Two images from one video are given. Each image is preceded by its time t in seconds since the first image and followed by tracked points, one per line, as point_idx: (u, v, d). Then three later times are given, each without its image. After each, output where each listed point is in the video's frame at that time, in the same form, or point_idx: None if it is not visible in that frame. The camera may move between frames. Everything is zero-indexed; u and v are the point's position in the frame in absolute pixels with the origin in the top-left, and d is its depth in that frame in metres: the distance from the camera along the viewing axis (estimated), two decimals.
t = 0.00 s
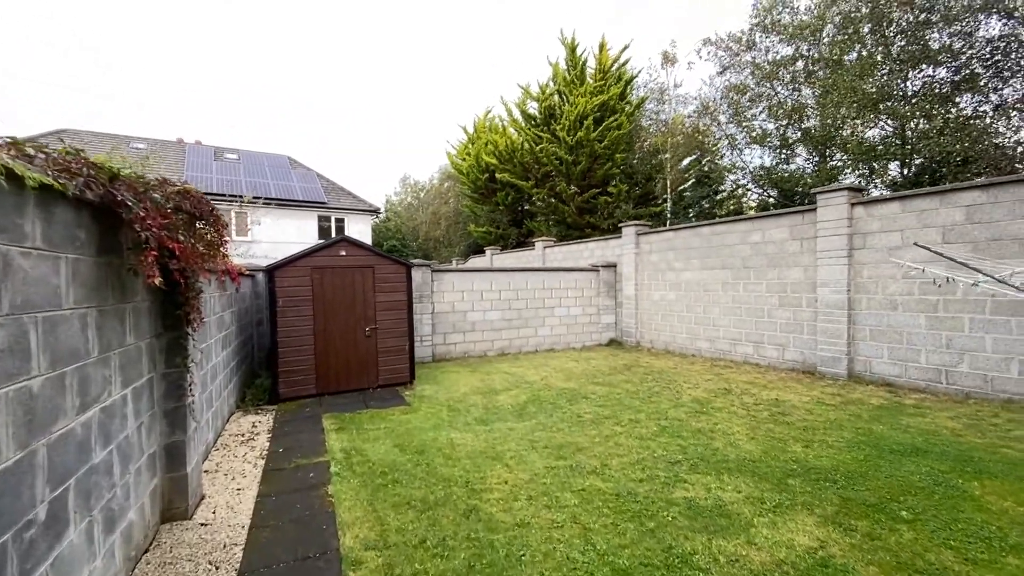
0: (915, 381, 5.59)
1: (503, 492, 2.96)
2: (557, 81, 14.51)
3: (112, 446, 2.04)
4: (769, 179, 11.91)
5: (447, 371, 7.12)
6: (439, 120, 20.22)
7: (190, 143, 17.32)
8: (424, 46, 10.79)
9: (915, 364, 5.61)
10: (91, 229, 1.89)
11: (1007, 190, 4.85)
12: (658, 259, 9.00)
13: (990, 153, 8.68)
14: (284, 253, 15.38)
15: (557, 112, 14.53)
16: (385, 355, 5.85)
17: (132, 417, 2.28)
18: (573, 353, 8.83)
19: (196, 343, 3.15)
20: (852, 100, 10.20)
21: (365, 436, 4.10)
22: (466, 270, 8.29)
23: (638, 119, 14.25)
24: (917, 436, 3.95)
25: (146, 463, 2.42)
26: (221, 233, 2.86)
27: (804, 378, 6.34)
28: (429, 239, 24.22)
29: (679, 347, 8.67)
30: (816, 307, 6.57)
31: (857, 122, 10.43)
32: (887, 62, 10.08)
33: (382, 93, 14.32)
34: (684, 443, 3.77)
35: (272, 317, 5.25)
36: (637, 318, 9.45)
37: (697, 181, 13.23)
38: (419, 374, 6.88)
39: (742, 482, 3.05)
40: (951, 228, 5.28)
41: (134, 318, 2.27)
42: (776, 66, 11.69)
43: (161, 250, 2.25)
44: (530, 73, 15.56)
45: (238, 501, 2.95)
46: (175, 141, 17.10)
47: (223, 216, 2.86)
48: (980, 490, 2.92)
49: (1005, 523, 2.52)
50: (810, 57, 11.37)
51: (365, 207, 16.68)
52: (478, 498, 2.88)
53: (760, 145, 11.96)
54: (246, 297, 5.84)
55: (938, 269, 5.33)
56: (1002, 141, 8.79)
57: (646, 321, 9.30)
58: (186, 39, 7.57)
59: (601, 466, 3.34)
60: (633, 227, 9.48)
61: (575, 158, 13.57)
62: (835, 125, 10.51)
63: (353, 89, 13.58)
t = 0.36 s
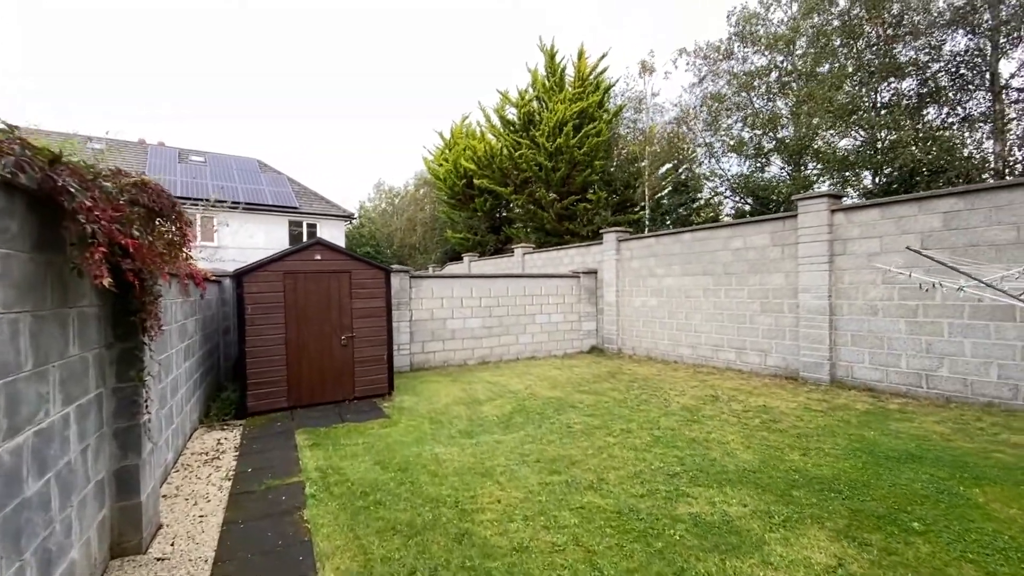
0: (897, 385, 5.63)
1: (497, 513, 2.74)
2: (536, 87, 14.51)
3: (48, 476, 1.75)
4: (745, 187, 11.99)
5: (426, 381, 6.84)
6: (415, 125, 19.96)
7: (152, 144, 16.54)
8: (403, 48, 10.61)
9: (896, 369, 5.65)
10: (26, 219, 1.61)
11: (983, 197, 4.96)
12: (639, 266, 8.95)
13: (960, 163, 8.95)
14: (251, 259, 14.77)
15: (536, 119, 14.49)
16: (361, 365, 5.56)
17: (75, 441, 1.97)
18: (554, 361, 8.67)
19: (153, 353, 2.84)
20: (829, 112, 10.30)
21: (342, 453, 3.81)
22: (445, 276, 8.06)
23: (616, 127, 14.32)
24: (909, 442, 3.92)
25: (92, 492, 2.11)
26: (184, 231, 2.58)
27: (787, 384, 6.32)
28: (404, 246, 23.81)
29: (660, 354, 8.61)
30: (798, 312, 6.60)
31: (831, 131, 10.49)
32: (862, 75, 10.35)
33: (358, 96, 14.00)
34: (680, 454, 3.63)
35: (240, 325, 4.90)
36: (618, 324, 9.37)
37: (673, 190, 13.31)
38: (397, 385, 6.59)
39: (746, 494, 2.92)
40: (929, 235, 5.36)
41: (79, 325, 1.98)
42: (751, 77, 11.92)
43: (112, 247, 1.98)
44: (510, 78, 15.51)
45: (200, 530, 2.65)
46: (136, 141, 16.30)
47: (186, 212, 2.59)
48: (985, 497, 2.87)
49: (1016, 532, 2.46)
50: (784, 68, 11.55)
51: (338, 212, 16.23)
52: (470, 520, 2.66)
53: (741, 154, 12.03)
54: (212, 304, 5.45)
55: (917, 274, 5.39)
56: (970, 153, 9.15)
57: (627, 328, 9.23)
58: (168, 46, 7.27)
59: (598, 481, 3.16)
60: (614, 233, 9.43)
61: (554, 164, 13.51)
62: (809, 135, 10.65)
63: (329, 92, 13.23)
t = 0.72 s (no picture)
0: (881, 390, 5.67)
1: (493, 534, 2.54)
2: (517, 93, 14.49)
3: None
4: (724, 195, 12.21)
5: (407, 390, 6.58)
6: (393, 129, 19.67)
7: (116, 144, 15.80)
8: (383, 49, 10.40)
9: (880, 373, 5.69)
10: None
11: (963, 203, 5.03)
12: (623, 271, 8.88)
13: (932, 172, 9.06)
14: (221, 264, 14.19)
15: (517, 124, 14.42)
16: (340, 375, 5.28)
17: (14, 467, 1.70)
18: (538, 368, 8.50)
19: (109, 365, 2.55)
20: (806, 122, 10.54)
21: (321, 470, 3.54)
22: (427, 282, 7.83)
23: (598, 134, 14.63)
24: (904, 447, 3.89)
25: (34, 525, 1.83)
26: (147, 228, 2.33)
27: (774, 390, 6.30)
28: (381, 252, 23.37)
29: (645, 361, 8.53)
30: (782, 317, 6.61)
31: (807, 140, 10.72)
32: (836, 86, 10.49)
33: (336, 98, 13.67)
34: (679, 464, 3.49)
35: (209, 334, 4.57)
36: (602, 331, 9.28)
37: (653, 197, 13.51)
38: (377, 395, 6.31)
39: (751, 507, 2.80)
40: (911, 240, 5.42)
41: (18, 332, 1.72)
42: (730, 86, 12.09)
43: (59, 240, 1.72)
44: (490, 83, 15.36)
45: (162, 562, 2.36)
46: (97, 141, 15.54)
47: (149, 208, 2.34)
48: (990, 504, 2.81)
49: None
50: (763, 78, 11.75)
51: (313, 217, 15.79)
52: (465, 542, 2.45)
53: (719, 162, 12.42)
54: (178, 312, 5.10)
55: (900, 279, 5.45)
56: (940, 162, 9.20)
57: (611, 334, 9.14)
58: (147, 47, 7.19)
59: (597, 495, 3.00)
60: (597, 239, 9.36)
61: (536, 170, 13.44)
62: (787, 144, 10.92)
63: (305, 94, 12.87)
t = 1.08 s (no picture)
0: (868, 393, 5.69)
1: (491, 554, 2.36)
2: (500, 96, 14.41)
3: None
4: (710, 202, 12.27)
5: (389, 398, 6.33)
6: (373, 130, 19.34)
7: (79, 142, 15.10)
8: (365, 48, 10.24)
9: (867, 377, 5.71)
10: None
11: (947, 208, 5.10)
12: (608, 276, 8.80)
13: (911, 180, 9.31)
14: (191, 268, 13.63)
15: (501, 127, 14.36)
16: (319, 383, 5.02)
17: None
18: (523, 374, 8.33)
19: (62, 374, 2.29)
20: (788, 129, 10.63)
21: (300, 486, 3.30)
22: (409, 285, 7.60)
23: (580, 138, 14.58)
24: (899, 453, 3.85)
25: None
26: (108, 223, 2.10)
27: (761, 394, 6.26)
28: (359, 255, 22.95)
29: (630, 365, 8.45)
30: (769, 321, 6.59)
31: (789, 146, 10.84)
32: (817, 93, 10.62)
33: (316, 97, 13.36)
34: (677, 474, 3.36)
35: (178, 340, 4.28)
36: (587, 335, 9.18)
37: (636, 202, 13.59)
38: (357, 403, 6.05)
39: (757, 518, 2.68)
40: (896, 245, 5.47)
41: None
42: (711, 92, 12.22)
43: None
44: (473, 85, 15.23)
45: None
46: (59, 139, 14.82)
47: (110, 200, 2.11)
48: (995, 510, 2.76)
49: None
50: (745, 85, 11.86)
51: (290, 219, 15.34)
52: (461, 565, 2.27)
53: (702, 166, 12.42)
54: (144, 317, 4.77)
55: (886, 283, 5.48)
56: (914, 167, 9.49)
57: (596, 339, 9.04)
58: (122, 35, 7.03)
59: (597, 509, 2.85)
60: (582, 243, 9.26)
61: (519, 173, 13.34)
62: (771, 149, 11.08)
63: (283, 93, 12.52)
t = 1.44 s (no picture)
0: (841, 394, 5.77)
1: None
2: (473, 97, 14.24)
3: None
4: (682, 206, 12.36)
5: (359, 406, 6.01)
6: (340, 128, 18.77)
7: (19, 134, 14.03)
8: (334, 44, 9.91)
9: (840, 378, 5.79)
10: None
11: (916, 214, 5.23)
12: (584, 278, 8.71)
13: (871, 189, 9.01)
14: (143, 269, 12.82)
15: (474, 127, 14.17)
16: (284, 392, 4.69)
17: None
18: (498, 378, 8.13)
19: None
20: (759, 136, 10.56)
21: (265, 506, 3.02)
22: (380, 288, 7.30)
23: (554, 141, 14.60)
24: (880, 455, 3.85)
25: None
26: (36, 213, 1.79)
27: (738, 396, 6.27)
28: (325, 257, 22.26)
29: (606, 369, 8.38)
30: (744, 324, 6.62)
31: (758, 154, 11.02)
32: (784, 104, 10.43)
33: (282, 93, 12.84)
34: (668, 483, 3.24)
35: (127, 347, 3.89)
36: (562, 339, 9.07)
37: (609, 205, 13.70)
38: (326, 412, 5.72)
39: (756, 529, 2.58)
40: (867, 248, 5.57)
41: None
42: (682, 98, 12.26)
43: None
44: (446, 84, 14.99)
45: None
46: None
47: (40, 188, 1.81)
48: (985, 513, 2.75)
49: None
50: (714, 92, 12.06)
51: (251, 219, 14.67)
52: None
53: (673, 170, 12.47)
54: (87, 321, 4.34)
55: (858, 286, 5.58)
56: (877, 175, 9.30)
57: (572, 342, 8.94)
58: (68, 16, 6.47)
59: (589, 523, 2.69)
60: (557, 245, 9.14)
61: (493, 175, 13.15)
62: (738, 155, 11.25)
63: (245, 88, 11.95)
